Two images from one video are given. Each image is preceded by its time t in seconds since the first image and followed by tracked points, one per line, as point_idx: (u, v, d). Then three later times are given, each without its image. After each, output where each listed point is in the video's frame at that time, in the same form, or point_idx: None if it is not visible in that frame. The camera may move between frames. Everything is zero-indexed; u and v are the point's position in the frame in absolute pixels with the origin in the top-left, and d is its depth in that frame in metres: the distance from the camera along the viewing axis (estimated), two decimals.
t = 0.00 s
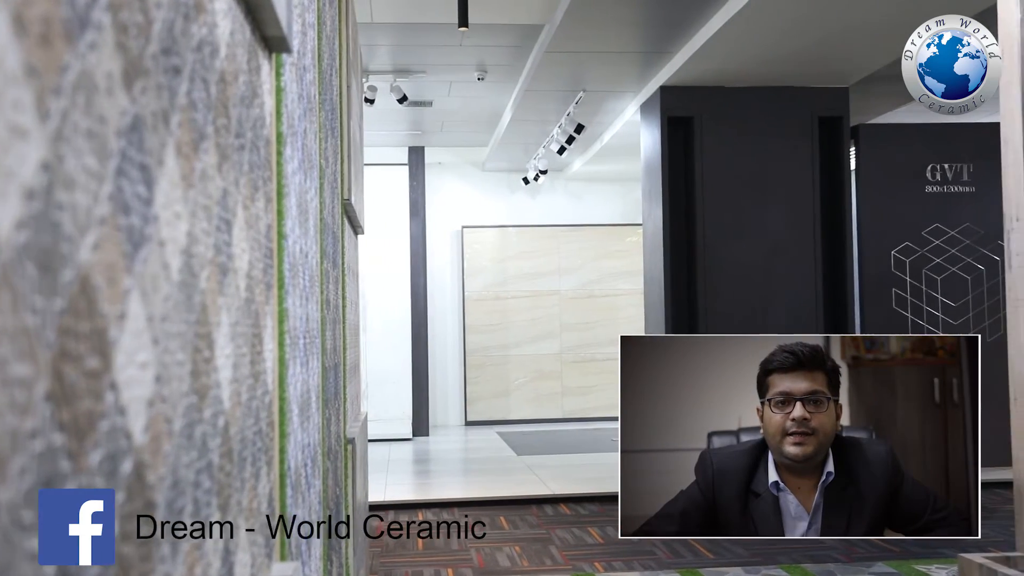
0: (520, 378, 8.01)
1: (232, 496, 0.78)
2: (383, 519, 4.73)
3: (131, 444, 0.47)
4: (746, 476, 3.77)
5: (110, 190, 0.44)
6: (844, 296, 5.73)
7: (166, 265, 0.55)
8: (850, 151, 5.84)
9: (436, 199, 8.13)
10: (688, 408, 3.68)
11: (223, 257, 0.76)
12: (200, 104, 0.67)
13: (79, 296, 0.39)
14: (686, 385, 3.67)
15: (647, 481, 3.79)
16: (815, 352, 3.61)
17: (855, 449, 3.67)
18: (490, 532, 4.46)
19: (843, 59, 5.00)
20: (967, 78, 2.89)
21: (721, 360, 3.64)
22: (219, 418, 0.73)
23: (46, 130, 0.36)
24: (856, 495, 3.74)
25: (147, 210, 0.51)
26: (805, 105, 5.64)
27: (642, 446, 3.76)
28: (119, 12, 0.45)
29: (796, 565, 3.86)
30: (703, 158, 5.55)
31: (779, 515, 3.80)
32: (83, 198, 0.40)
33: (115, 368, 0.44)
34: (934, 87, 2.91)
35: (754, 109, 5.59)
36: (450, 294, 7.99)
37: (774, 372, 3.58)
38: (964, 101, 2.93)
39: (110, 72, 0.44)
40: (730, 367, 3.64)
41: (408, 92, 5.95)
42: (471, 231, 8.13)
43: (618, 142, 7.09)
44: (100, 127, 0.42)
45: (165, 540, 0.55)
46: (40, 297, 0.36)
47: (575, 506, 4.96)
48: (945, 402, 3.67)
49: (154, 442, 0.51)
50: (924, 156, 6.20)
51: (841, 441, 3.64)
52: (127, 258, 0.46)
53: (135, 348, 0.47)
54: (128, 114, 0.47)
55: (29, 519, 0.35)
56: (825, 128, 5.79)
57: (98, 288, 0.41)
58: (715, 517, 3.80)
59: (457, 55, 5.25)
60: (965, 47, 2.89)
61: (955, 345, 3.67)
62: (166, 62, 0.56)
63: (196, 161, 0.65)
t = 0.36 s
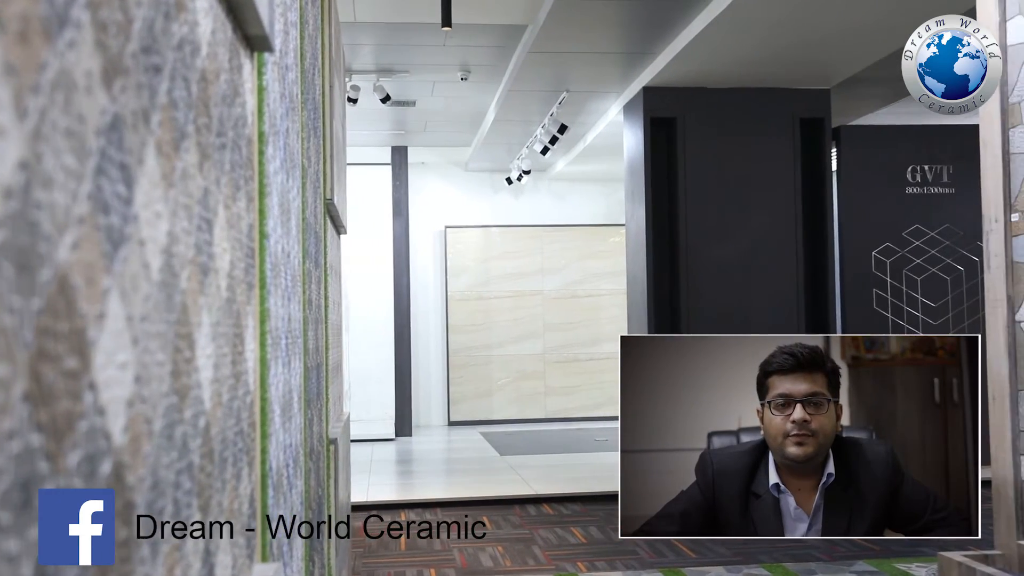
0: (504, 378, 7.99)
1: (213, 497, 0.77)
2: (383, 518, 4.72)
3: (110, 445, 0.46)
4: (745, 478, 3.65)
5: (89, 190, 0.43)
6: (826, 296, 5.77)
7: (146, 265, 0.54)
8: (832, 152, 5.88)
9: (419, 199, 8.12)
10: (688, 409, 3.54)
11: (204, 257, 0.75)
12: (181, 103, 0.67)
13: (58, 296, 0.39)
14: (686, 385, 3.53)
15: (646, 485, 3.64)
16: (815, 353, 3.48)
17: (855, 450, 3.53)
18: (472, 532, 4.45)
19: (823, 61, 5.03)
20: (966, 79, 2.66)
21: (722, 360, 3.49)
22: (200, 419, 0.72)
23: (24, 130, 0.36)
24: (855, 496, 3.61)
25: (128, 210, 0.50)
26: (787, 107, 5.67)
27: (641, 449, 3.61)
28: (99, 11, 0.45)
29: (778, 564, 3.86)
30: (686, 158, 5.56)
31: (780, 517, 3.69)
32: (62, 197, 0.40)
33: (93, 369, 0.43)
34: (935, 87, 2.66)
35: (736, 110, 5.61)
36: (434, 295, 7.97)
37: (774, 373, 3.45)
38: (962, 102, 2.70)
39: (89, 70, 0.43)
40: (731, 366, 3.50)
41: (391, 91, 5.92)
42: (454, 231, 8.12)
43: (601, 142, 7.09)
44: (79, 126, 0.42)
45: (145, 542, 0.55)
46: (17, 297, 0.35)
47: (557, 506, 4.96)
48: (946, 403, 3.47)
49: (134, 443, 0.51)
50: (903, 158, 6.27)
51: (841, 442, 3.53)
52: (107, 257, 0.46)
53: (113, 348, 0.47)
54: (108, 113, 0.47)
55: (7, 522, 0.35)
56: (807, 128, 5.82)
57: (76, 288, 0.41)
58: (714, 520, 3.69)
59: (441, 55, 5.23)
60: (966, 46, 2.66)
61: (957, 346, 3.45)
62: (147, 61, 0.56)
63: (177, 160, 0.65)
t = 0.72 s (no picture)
0: (485, 378, 7.98)
1: (191, 498, 0.77)
2: (383, 518, 4.70)
3: (88, 446, 0.46)
4: (742, 479, 2.20)
5: (67, 188, 0.43)
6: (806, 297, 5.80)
7: (124, 265, 0.54)
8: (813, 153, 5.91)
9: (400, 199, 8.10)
10: (684, 409, 2.17)
11: (184, 257, 0.75)
12: (159, 101, 0.66)
13: (35, 295, 0.39)
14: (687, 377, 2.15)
15: (631, 491, 2.23)
16: (810, 351, 2.13)
17: (852, 451, 2.15)
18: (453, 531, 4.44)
19: (802, 62, 5.06)
20: (966, 80, 2.19)
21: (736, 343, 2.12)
22: (178, 419, 0.72)
23: None
24: (856, 497, 2.19)
25: (106, 209, 0.50)
26: (769, 107, 5.69)
27: (640, 445, 2.20)
28: (77, 9, 0.45)
29: (759, 563, 3.87)
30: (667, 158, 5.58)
31: (780, 516, 2.24)
32: (39, 196, 0.39)
33: (71, 369, 0.43)
34: (934, 87, 2.22)
35: (717, 111, 5.64)
36: (415, 293, 7.95)
37: (774, 373, 2.11)
38: (960, 104, 2.25)
39: (66, 69, 0.43)
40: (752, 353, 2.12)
41: (373, 91, 5.89)
42: (436, 231, 8.10)
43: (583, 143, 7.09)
44: (56, 124, 0.42)
45: (124, 543, 0.55)
46: None
47: (539, 507, 4.96)
48: (947, 404, 2.09)
49: (111, 444, 0.51)
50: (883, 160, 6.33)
51: (840, 444, 2.15)
52: (85, 257, 0.46)
53: (92, 349, 0.47)
54: (86, 111, 0.46)
55: None
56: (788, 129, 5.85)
57: (53, 287, 0.41)
58: (718, 516, 2.23)
59: (423, 55, 5.22)
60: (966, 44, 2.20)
61: (959, 337, 2.09)
62: (125, 58, 0.56)
63: (155, 159, 0.65)
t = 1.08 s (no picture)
0: (466, 378, 7.97)
1: (169, 499, 0.76)
2: (383, 518, 4.69)
3: (63, 447, 0.45)
4: (743, 479, 1.89)
5: (42, 187, 0.43)
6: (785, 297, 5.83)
7: (101, 265, 0.54)
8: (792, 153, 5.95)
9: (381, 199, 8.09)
10: (684, 407, 1.86)
11: (161, 256, 0.74)
12: (137, 100, 0.66)
13: (8, 294, 0.39)
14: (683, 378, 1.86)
15: (627, 494, 1.91)
16: (810, 349, 1.85)
17: (853, 452, 1.86)
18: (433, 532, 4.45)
19: (780, 64, 5.09)
20: (966, 80, 2.18)
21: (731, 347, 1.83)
22: (155, 420, 0.71)
23: None
24: (855, 500, 1.89)
25: (81, 208, 0.49)
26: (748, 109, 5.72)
27: (643, 445, 1.89)
28: (52, 6, 0.44)
29: (738, 563, 3.88)
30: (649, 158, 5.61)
31: (779, 517, 1.93)
32: (13, 194, 0.39)
33: (46, 370, 0.43)
34: (934, 87, 2.21)
35: (697, 112, 5.67)
36: (396, 293, 7.93)
37: (774, 372, 1.83)
38: (960, 102, 2.24)
39: (41, 66, 0.42)
40: (757, 348, 1.85)
41: (353, 90, 5.86)
42: (416, 231, 8.09)
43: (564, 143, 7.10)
44: (31, 122, 0.41)
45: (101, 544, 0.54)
46: None
47: (519, 506, 4.96)
48: (948, 404, 1.81)
49: (87, 444, 0.50)
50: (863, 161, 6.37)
51: (841, 444, 1.86)
52: (59, 256, 0.45)
53: (68, 349, 0.46)
54: (61, 109, 0.46)
55: None
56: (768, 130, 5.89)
57: (29, 286, 0.41)
58: (719, 518, 1.92)
59: (405, 55, 5.21)
60: (966, 45, 2.17)
61: (959, 335, 1.84)
62: (103, 57, 0.55)
63: (133, 158, 0.64)
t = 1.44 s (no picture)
0: (439, 379, 7.94)
1: (137, 500, 0.75)
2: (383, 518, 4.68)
3: (26, 448, 0.45)
4: (743, 480, 2.09)
5: (6, 184, 0.42)
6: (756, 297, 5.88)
7: (68, 264, 0.53)
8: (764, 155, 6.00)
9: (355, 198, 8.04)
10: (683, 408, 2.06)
11: (130, 256, 0.73)
12: (106, 98, 0.65)
13: None
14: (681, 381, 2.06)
15: (631, 492, 2.10)
16: (811, 351, 2.04)
17: (853, 451, 2.06)
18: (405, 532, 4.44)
19: (751, 67, 5.14)
20: (967, 80, 2.12)
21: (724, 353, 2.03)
22: (124, 420, 0.70)
23: None
24: (856, 499, 2.08)
25: (47, 206, 0.49)
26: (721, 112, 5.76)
27: (644, 446, 2.09)
28: None
29: (710, 562, 3.90)
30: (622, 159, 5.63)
31: (779, 518, 2.10)
32: None
33: (9, 370, 0.42)
34: (934, 87, 2.13)
35: (670, 113, 5.70)
36: (369, 293, 7.88)
37: (774, 373, 2.03)
38: (959, 102, 2.17)
39: (5, 61, 0.42)
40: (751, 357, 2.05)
41: (326, 88, 5.82)
42: (390, 230, 8.04)
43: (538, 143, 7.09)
44: None
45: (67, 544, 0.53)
46: None
47: (492, 506, 4.96)
48: (948, 404, 2.02)
49: (52, 446, 0.49)
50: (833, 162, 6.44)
51: (837, 443, 2.06)
52: (24, 254, 0.44)
53: (32, 349, 0.46)
54: (27, 106, 0.45)
55: None
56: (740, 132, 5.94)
57: None
58: (721, 518, 2.10)
59: (378, 53, 5.17)
60: (966, 45, 2.10)
61: (959, 337, 2.04)
62: (68, 52, 0.54)
63: (101, 156, 0.63)
